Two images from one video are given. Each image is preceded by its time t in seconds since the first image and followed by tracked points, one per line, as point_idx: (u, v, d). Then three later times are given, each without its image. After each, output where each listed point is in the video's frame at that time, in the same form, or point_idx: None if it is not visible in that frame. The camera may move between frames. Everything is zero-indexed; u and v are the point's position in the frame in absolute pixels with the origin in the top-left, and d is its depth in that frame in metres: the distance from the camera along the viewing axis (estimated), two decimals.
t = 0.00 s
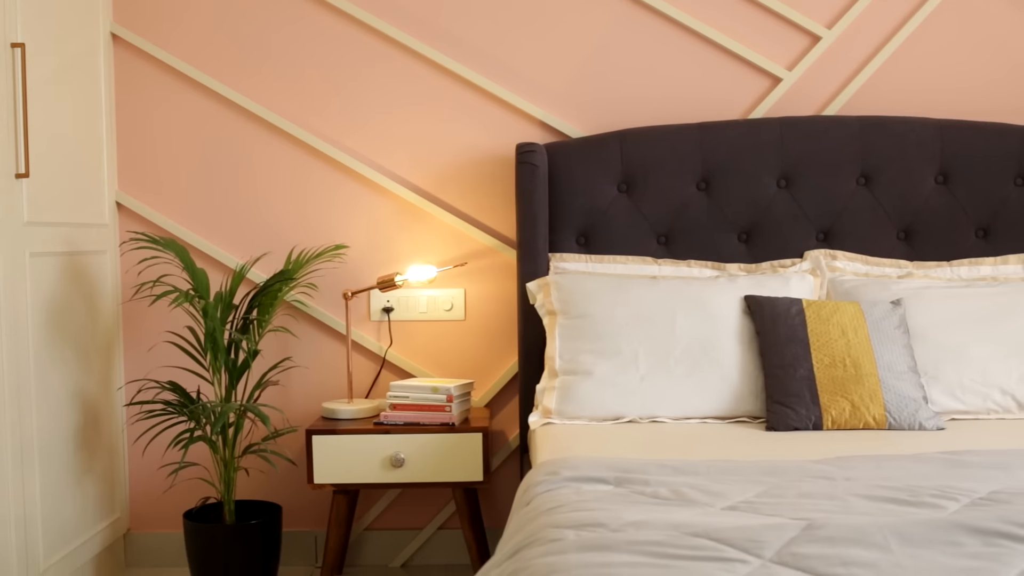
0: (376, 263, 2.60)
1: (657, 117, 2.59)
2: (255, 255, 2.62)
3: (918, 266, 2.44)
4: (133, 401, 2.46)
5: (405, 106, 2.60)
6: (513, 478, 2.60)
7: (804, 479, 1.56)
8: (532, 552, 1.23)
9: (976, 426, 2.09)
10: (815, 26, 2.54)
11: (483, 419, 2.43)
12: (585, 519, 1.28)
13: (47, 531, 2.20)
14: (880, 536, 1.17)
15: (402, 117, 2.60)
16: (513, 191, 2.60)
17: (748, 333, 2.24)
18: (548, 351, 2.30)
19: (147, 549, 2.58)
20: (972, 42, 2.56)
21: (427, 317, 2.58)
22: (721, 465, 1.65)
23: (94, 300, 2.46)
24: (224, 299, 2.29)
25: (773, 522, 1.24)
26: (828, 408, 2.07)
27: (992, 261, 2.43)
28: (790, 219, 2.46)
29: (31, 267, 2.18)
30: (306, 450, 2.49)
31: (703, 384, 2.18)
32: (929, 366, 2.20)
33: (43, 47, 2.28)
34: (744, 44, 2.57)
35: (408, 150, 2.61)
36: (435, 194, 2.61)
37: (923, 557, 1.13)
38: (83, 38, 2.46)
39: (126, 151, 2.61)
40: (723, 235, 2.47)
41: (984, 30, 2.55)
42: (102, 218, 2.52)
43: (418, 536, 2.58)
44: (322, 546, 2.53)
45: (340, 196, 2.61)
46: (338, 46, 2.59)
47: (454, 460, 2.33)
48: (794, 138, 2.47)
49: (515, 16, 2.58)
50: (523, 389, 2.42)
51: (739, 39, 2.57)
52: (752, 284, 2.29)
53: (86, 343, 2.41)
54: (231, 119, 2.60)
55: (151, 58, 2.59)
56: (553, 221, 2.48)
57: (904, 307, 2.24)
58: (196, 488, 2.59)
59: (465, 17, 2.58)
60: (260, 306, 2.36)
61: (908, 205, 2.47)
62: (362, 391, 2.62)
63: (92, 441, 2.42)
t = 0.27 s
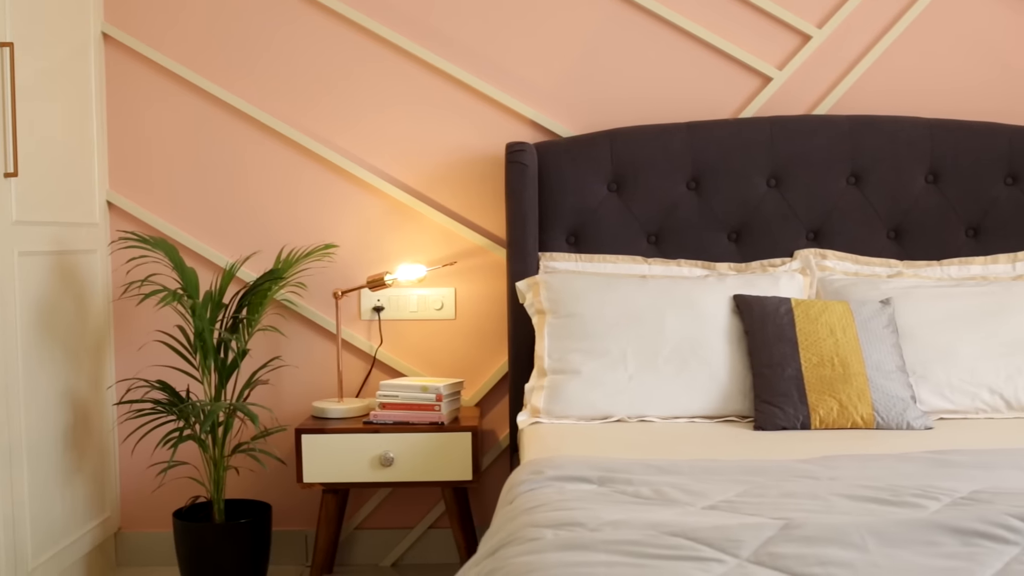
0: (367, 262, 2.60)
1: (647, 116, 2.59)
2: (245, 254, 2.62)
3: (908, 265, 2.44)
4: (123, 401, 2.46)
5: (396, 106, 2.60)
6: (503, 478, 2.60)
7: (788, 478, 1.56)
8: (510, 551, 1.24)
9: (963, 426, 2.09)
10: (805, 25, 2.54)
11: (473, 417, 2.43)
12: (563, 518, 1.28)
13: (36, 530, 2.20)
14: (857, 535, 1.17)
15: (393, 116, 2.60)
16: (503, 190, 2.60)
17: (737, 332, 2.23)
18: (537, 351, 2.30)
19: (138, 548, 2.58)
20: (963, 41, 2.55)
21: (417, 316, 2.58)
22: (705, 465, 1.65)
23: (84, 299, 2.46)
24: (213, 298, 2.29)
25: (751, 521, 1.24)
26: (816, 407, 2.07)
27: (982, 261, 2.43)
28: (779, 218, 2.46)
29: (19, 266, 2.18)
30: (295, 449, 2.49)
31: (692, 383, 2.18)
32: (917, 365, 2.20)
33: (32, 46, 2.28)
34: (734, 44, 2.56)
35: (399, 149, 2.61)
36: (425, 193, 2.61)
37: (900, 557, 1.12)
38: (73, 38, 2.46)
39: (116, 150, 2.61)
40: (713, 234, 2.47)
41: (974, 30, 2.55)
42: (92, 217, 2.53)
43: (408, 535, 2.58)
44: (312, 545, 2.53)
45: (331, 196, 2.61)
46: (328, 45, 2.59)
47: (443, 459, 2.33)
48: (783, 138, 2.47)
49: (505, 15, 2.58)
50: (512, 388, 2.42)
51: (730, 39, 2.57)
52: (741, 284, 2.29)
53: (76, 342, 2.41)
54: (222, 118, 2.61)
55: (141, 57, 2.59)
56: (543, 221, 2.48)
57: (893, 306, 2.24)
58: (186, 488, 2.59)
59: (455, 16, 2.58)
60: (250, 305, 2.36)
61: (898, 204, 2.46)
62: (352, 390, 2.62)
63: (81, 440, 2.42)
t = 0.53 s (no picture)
0: (357, 262, 2.60)
1: (637, 116, 2.59)
2: (234, 253, 2.62)
3: (897, 265, 2.44)
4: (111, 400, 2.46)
5: (386, 105, 2.60)
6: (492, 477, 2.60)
7: (771, 478, 1.56)
8: (488, 550, 1.24)
9: (950, 425, 2.09)
10: (795, 24, 2.54)
11: (461, 417, 2.43)
12: (541, 518, 1.28)
13: (23, 529, 2.20)
14: (833, 534, 1.17)
15: (382, 116, 2.60)
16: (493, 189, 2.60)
17: (725, 331, 2.23)
18: (525, 350, 2.30)
19: (127, 547, 2.58)
20: (953, 41, 2.55)
21: (407, 316, 2.58)
22: (689, 464, 1.65)
23: (74, 298, 2.46)
24: (202, 297, 2.29)
25: (729, 521, 1.24)
26: (803, 407, 2.07)
27: (971, 260, 2.43)
28: (768, 218, 2.46)
29: (7, 265, 2.18)
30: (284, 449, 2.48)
31: (679, 383, 2.18)
32: (905, 365, 2.20)
33: (20, 45, 2.27)
34: (725, 43, 2.56)
35: (388, 149, 2.60)
36: (415, 193, 2.61)
37: (876, 557, 1.12)
38: (63, 37, 2.46)
39: (106, 149, 2.61)
40: (702, 234, 2.47)
41: (964, 29, 2.55)
42: (82, 217, 2.52)
43: (397, 534, 2.58)
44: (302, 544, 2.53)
45: (321, 195, 2.61)
46: (318, 44, 2.59)
47: (431, 458, 2.33)
48: (772, 137, 2.47)
49: (495, 14, 2.58)
50: (501, 388, 2.42)
51: (720, 38, 2.57)
52: (729, 283, 2.29)
53: (65, 341, 2.41)
54: (211, 118, 2.60)
55: (131, 56, 2.59)
56: (532, 220, 2.47)
57: (881, 306, 2.24)
58: (174, 487, 2.59)
59: (445, 15, 2.58)
60: (238, 305, 2.36)
61: (887, 203, 2.46)
62: (341, 389, 2.62)
63: (70, 439, 2.42)
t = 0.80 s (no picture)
0: (346, 262, 2.60)
1: (625, 115, 2.58)
2: (223, 252, 2.62)
3: (885, 265, 2.44)
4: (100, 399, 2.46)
5: (375, 105, 2.60)
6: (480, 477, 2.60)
7: (753, 478, 1.56)
8: (463, 549, 1.24)
9: (936, 425, 2.09)
10: (784, 24, 2.54)
11: (449, 416, 2.43)
12: (518, 518, 1.28)
13: (10, 529, 2.20)
14: (808, 534, 1.17)
15: (371, 116, 2.60)
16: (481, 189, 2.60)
17: (711, 331, 2.23)
18: (512, 350, 2.30)
19: (116, 547, 2.58)
20: (942, 40, 2.55)
21: (395, 315, 2.58)
22: (672, 464, 1.65)
23: (63, 297, 2.46)
24: (189, 296, 2.29)
25: (704, 521, 1.24)
26: (789, 407, 2.06)
27: (959, 260, 2.43)
28: (756, 217, 2.46)
29: None
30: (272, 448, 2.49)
31: (666, 383, 2.18)
32: (891, 365, 2.20)
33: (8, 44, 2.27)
34: (714, 43, 2.56)
35: (377, 149, 2.61)
36: (404, 192, 2.61)
37: (851, 557, 1.12)
38: (51, 36, 2.46)
39: (95, 149, 2.61)
40: (690, 234, 2.47)
41: (953, 29, 2.55)
42: (71, 216, 2.52)
43: (386, 533, 2.58)
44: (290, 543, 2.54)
45: (310, 196, 2.61)
46: (308, 44, 2.59)
47: (418, 458, 2.33)
48: (760, 136, 2.47)
49: (484, 14, 2.58)
50: (489, 387, 2.43)
51: (709, 38, 2.57)
52: (717, 283, 2.29)
53: (54, 341, 2.41)
54: (200, 117, 2.60)
55: (120, 55, 2.59)
56: (520, 219, 2.47)
57: (868, 305, 2.24)
58: (163, 486, 2.59)
59: (434, 15, 2.58)
60: (227, 304, 2.36)
61: (875, 202, 2.46)
62: (330, 389, 2.62)
63: (59, 438, 2.42)
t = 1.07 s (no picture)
0: (334, 261, 2.60)
1: (613, 115, 2.58)
2: (211, 252, 2.62)
3: (873, 265, 2.44)
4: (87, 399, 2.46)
5: (363, 105, 2.60)
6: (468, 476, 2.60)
7: (733, 478, 1.56)
8: (437, 549, 1.24)
9: (922, 426, 2.08)
10: (772, 24, 2.53)
11: (437, 416, 2.44)
12: (492, 517, 1.28)
13: None
14: (779, 534, 1.17)
15: (360, 116, 2.60)
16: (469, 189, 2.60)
17: (697, 331, 2.23)
18: (499, 349, 2.30)
19: (104, 546, 2.59)
20: (931, 40, 2.55)
21: (384, 315, 2.58)
22: (652, 464, 1.65)
23: (50, 297, 2.46)
24: (176, 296, 2.29)
25: (677, 521, 1.24)
26: (773, 407, 2.06)
27: (947, 260, 2.43)
28: (744, 217, 2.46)
29: None
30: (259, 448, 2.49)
31: (652, 383, 2.18)
32: (877, 365, 2.19)
33: None
34: (702, 43, 2.56)
35: (365, 149, 2.61)
36: (392, 192, 2.61)
37: (821, 557, 1.12)
38: (40, 35, 2.46)
39: (83, 148, 2.61)
40: (678, 233, 2.47)
41: (941, 28, 2.55)
42: (59, 216, 2.52)
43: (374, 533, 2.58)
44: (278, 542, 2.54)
45: (299, 195, 2.61)
46: (296, 45, 2.59)
47: (405, 457, 2.34)
48: (748, 136, 2.47)
49: (472, 14, 2.58)
50: (476, 387, 2.43)
51: (697, 37, 2.57)
52: (703, 283, 2.29)
53: (42, 341, 2.41)
54: (188, 117, 2.60)
55: (108, 54, 2.59)
56: (508, 219, 2.47)
57: (855, 305, 2.24)
58: (150, 485, 2.59)
59: (422, 15, 2.58)
60: (214, 304, 2.36)
61: (863, 202, 2.46)
62: (318, 389, 2.62)
63: (46, 438, 2.42)
